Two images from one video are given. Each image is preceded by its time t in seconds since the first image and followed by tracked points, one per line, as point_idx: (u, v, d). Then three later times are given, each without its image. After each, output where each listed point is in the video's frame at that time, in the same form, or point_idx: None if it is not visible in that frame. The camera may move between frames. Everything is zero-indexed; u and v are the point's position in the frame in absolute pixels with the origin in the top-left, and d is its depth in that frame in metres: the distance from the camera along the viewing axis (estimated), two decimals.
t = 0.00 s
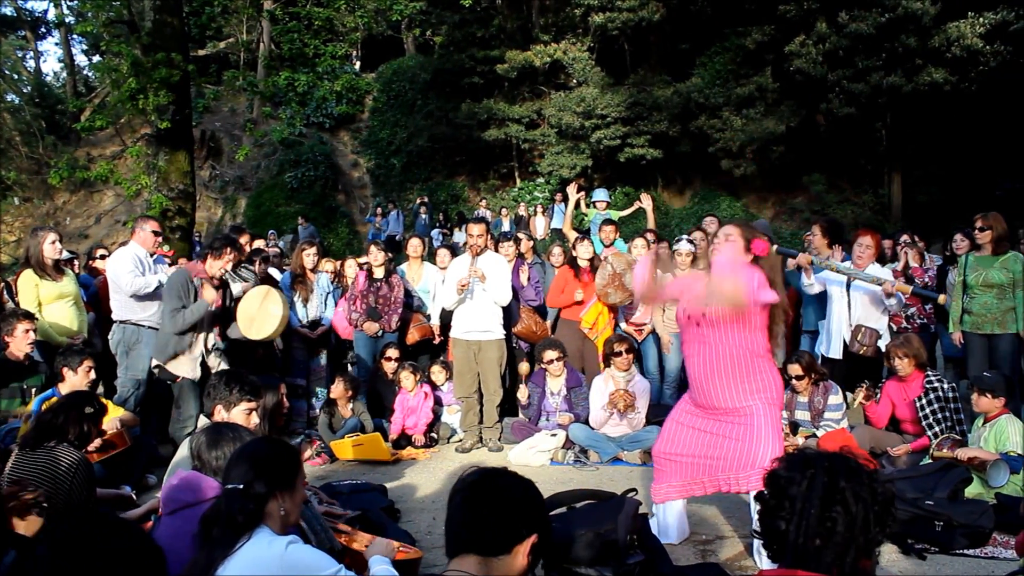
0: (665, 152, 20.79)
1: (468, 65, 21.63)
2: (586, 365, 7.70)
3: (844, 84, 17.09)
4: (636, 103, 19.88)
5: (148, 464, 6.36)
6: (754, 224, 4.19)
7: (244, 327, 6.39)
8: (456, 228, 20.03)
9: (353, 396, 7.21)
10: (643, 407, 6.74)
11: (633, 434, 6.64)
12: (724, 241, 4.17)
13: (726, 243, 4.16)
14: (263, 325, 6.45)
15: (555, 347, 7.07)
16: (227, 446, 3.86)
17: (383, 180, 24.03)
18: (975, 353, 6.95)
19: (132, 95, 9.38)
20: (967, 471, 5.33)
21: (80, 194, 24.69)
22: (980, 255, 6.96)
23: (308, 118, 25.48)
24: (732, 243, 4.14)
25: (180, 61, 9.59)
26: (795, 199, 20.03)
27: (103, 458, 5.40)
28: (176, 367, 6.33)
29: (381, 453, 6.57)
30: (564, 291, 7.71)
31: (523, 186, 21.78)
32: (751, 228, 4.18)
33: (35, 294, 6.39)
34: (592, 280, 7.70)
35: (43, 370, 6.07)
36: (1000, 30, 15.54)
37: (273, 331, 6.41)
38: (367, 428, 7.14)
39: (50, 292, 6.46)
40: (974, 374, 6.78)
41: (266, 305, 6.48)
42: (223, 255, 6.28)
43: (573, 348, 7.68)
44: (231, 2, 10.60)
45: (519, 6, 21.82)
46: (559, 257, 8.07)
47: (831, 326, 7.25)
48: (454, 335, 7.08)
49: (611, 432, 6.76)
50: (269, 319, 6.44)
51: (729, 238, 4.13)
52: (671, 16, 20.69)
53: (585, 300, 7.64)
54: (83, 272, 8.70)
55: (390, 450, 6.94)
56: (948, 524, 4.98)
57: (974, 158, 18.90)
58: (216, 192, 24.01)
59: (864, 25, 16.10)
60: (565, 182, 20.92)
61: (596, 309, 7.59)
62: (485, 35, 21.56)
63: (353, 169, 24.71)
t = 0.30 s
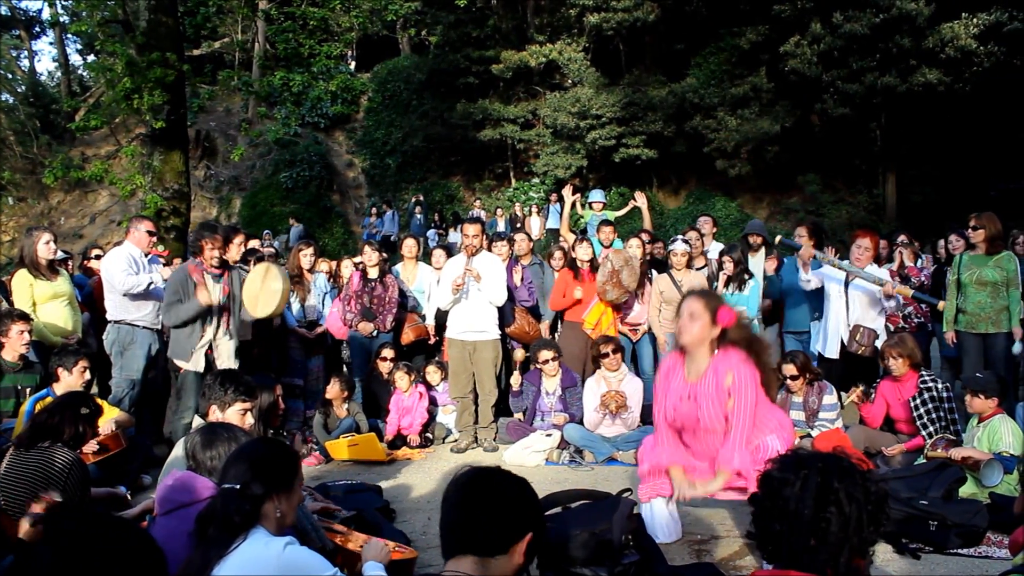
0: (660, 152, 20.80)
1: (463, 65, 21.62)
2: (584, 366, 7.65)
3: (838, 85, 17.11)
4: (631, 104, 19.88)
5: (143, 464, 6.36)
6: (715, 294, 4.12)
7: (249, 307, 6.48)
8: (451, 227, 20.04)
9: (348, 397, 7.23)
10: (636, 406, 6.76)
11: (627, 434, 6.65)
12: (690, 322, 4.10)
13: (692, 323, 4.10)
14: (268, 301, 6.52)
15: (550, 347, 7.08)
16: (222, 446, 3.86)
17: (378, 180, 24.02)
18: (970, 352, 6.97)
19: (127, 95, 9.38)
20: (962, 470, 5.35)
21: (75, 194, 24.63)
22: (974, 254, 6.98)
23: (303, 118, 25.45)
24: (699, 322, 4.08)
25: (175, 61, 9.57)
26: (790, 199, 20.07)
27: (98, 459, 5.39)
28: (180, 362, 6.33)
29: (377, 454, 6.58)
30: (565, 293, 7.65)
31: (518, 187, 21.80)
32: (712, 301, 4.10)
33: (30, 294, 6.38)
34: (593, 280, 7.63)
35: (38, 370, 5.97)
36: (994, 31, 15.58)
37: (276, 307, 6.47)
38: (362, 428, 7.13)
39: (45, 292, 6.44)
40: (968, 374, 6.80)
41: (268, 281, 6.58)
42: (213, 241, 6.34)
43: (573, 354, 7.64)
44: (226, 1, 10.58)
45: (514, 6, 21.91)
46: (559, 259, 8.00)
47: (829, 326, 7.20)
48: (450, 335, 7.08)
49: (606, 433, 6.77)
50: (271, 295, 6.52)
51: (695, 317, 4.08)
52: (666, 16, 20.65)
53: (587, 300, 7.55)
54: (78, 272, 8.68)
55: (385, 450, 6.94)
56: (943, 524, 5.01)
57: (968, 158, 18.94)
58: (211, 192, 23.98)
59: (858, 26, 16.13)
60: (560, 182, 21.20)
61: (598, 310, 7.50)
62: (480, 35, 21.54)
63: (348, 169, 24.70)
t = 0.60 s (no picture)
0: (657, 153, 20.79)
1: (460, 66, 21.59)
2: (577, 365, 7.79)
3: (835, 86, 17.13)
4: (628, 104, 19.89)
5: (139, 465, 6.35)
6: (696, 335, 4.39)
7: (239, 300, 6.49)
8: (448, 228, 20.05)
9: (345, 398, 7.23)
10: (629, 406, 6.75)
11: (624, 435, 6.66)
12: (674, 364, 4.37)
13: (676, 366, 4.37)
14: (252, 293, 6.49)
15: (546, 348, 7.10)
16: (218, 447, 3.86)
17: (375, 180, 24.03)
18: (966, 353, 6.98)
19: (123, 96, 9.36)
20: (957, 470, 5.36)
21: (71, 194, 24.58)
22: (970, 255, 6.99)
23: (300, 118, 25.45)
24: (683, 364, 4.36)
25: (171, 62, 9.57)
26: (786, 199, 20.10)
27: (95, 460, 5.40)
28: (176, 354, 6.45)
29: (373, 454, 6.58)
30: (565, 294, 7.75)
31: (515, 187, 21.83)
32: (692, 342, 4.37)
33: (26, 295, 6.38)
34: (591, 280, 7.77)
35: (34, 371, 6.00)
36: (990, 32, 15.60)
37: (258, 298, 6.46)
38: (359, 429, 7.14)
39: (41, 293, 6.44)
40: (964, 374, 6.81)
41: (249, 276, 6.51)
42: (192, 241, 6.23)
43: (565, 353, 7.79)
44: (223, 2, 10.57)
45: (512, 6, 21.92)
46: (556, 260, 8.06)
47: (828, 325, 7.14)
48: (446, 336, 7.07)
49: (601, 433, 6.77)
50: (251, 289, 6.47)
51: (677, 357, 4.36)
52: (663, 17, 20.62)
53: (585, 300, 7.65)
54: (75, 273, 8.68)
55: (382, 450, 6.95)
56: (939, 524, 4.99)
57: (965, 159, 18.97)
58: (207, 192, 23.93)
59: (854, 27, 16.13)
60: (557, 183, 21.23)
61: (596, 309, 7.57)
62: (477, 35, 21.56)
63: (345, 170, 24.72)
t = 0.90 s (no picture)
0: (651, 154, 20.82)
1: (454, 67, 21.59)
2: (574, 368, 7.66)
3: (829, 87, 17.16)
4: (622, 106, 19.94)
5: (132, 467, 6.33)
6: (687, 349, 4.38)
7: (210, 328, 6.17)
8: (443, 229, 20.04)
9: (339, 399, 7.23)
10: (624, 407, 6.74)
11: (618, 436, 6.63)
12: (667, 379, 4.37)
13: (670, 381, 4.37)
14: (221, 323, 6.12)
15: (539, 349, 7.06)
16: (212, 448, 3.85)
17: (369, 181, 23.96)
18: (959, 353, 7.00)
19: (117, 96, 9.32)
20: (950, 471, 5.39)
21: (64, 195, 24.48)
22: (964, 256, 7.00)
23: (294, 119, 25.45)
24: (676, 378, 4.36)
25: (165, 62, 9.56)
26: (780, 201, 20.15)
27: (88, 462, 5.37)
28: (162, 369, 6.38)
29: (368, 456, 6.57)
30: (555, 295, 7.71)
31: (510, 189, 21.83)
32: (683, 355, 4.37)
33: (18, 296, 6.36)
34: (583, 282, 7.69)
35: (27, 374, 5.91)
36: (983, 34, 15.65)
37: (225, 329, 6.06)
38: (353, 430, 7.13)
39: (34, 294, 6.42)
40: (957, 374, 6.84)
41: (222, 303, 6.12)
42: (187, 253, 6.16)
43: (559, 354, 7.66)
44: (217, 3, 10.55)
45: (506, 8, 21.93)
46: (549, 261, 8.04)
47: (823, 328, 7.18)
48: (441, 336, 7.06)
49: (595, 434, 6.77)
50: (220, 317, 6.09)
51: (670, 373, 4.36)
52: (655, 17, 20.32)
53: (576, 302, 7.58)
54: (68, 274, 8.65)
55: (376, 451, 6.94)
56: (932, 524, 5.03)
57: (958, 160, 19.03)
58: (201, 193, 23.57)
59: (848, 29, 16.17)
60: (551, 185, 21.25)
61: (586, 310, 7.50)
62: (472, 36, 21.65)
63: (339, 171, 24.75)
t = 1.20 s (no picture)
0: (645, 155, 20.83)
1: (449, 68, 21.59)
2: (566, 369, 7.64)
3: (822, 88, 17.19)
4: (616, 107, 19.98)
5: (126, 468, 6.31)
6: (680, 354, 4.39)
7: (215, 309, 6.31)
8: (436, 230, 20.03)
9: (333, 400, 7.23)
10: (621, 408, 6.76)
11: (613, 437, 6.65)
12: (660, 385, 4.37)
13: (663, 388, 4.37)
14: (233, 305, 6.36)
15: (534, 350, 7.08)
16: (206, 449, 3.84)
17: (363, 182, 23.99)
18: (953, 354, 7.01)
19: (111, 96, 9.30)
20: (942, 471, 5.42)
21: (58, 195, 24.39)
22: (956, 257, 7.01)
23: (288, 120, 25.44)
24: (669, 384, 4.36)
25: (159, 63, 9.53)
26: (774, 202, 20.20)
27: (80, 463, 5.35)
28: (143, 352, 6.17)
29: (360, 456, 6.52)
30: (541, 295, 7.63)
31: (504, 189, 21.82)
32: (677, 361, 4.37)
33: (11, 297, 6.35)
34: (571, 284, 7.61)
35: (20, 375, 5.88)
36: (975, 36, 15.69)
37: (242, 309, 6.31)
38: (347, 431, 7.11)
39: (26, 295, 6.40)
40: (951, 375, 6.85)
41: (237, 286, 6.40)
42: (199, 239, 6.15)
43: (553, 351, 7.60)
44: (210, 2, 10.54)
45: (500, 8, 21.92)
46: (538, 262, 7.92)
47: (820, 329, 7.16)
48: (435, 337, 7.06)
49: (591, 435, 6.77)
50: (238, 297, 6.35)
51: (663, 379, 4.36)
52: (652, 20, 20.62)
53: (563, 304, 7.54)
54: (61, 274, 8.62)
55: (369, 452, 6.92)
56: (924, 524, 5.05)
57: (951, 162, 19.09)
58: (195, 193, 23.77)
59: (842, 30, 16.20)
60: (545, 185, 21.25)
61: (575, 313, 7.50)
62: (466, 37, 21.64)
63: (333, 172, 24.78)
